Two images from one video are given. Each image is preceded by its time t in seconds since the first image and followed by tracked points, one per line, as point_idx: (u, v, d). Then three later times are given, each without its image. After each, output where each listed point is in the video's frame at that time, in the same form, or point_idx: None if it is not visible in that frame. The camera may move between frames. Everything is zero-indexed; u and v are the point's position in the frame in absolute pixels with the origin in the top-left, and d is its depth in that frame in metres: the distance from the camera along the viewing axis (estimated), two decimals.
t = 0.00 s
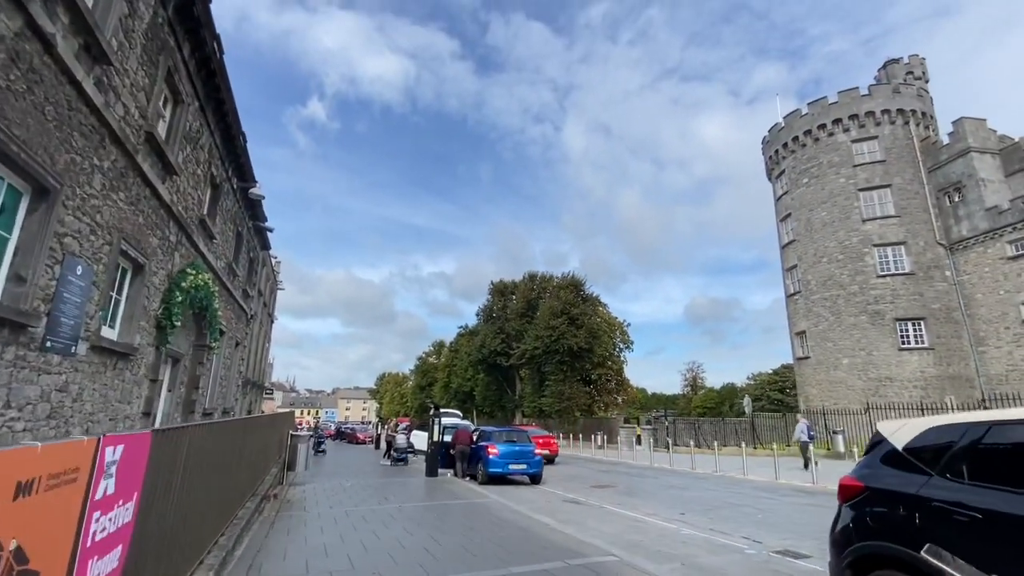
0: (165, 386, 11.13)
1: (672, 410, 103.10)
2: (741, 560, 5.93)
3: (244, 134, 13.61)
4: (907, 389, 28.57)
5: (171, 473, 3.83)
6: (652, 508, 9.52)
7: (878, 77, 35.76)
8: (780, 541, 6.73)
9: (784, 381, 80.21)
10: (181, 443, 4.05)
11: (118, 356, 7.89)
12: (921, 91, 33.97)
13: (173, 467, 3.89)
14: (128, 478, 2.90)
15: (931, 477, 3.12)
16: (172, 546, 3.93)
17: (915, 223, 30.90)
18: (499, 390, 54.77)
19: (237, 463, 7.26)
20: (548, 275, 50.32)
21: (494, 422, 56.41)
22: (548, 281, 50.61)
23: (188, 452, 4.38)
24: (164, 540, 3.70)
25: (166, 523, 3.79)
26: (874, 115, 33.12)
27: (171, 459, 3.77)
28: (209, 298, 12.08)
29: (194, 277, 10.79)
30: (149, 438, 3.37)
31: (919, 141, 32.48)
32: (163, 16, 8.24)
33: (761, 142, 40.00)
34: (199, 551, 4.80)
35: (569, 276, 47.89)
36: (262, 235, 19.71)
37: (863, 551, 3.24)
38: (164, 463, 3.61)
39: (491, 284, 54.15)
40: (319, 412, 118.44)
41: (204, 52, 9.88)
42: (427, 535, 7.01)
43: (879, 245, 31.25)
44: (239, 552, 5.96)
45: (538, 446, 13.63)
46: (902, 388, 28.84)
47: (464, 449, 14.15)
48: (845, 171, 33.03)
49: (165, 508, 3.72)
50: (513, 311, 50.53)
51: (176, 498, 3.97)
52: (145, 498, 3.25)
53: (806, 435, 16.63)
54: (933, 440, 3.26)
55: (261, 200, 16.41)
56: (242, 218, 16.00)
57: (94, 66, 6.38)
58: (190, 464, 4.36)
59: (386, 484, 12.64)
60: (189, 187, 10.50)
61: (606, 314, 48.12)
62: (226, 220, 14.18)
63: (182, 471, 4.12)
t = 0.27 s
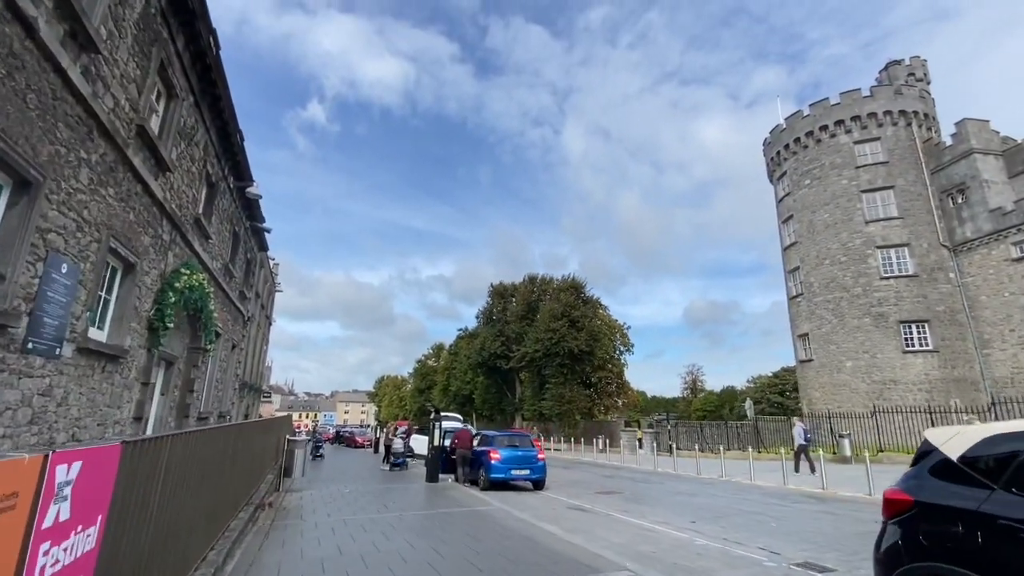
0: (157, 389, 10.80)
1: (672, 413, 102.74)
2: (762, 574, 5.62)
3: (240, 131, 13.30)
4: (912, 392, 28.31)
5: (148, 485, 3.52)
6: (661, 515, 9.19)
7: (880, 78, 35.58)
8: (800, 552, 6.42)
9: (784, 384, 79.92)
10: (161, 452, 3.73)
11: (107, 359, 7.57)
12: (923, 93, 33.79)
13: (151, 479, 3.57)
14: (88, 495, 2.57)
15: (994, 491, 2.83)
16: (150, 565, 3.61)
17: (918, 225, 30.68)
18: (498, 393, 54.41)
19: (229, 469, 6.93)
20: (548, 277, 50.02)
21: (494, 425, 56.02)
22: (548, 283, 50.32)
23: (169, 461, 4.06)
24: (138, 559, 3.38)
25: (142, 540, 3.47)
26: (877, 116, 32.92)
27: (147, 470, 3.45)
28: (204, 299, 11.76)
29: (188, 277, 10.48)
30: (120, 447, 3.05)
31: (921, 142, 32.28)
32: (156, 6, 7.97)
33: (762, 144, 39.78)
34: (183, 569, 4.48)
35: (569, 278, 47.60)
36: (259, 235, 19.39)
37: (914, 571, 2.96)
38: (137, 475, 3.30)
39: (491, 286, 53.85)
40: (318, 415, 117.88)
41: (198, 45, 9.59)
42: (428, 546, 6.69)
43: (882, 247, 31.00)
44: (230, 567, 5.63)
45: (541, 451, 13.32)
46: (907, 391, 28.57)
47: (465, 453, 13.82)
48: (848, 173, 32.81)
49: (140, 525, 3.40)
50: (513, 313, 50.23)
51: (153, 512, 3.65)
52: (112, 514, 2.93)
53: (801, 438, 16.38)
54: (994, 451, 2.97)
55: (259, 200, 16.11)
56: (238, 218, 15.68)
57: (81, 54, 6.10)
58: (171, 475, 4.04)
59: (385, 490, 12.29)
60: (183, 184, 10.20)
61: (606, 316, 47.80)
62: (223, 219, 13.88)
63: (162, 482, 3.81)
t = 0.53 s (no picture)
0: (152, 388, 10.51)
1: (671, 414, 102.46)
2: None
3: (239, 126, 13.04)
4: (917, 393, 28.09)
5: (132, 489, 3.26)
6: (671, 518, 8.94)
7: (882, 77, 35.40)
8: (822, 557, 6.18)
9: (784, 384, 79.74)
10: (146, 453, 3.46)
11: (100, 356, 7.31)
12: (926, 91, 33.61)
13: (134, 482, 3.29)
14: (49, 499, 2.28)
15: None
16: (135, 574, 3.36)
17: (923, 224, 30.47)
18: (499, 394, 54.14)
19: (225, 470, 6.66)
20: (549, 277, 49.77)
21: (494, 426, 55.73)
22: (549, 283, 50.05)
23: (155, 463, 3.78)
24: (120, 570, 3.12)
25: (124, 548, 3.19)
26: (880, 114, 32.72)
27: (129, 473, 3.17)
28: (202, 296, 11.50)
29: (184, 274, 10.21)
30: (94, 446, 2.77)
31: (925, 141, 32.09)
32: None
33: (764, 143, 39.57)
34: None
35: (570, 278, 47.35)
36: (258, 233, 19.12)
37: None
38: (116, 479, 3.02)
39: (491, 286, 53.61)
40: (317, 416, 117.55)
41: (196, 35, 9.34)
42: (433, 550, 6.43)
43: (886, 246, 30.79)
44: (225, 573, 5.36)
45: (546, 452, 13.04)
46: (912, 391, 28.35)
47: (468, 454, 13.58)
48: (851, 172, 32.61)
49: (121, 533, 3.12)
50: (514, 313, 49.95)
51: (138, 518, 3.38)
52: (85, 522, 2.65)
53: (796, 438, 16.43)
54: None
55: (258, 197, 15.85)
56: (237, 215, 15.42)
57: (71, 37, 5.85)
58: (158, 478, 3.76)
59: (387, 492, 12.02)
60: (181, 178, 9.96)
61: (607, 317, 47.54)
62: (221, 216, 13.61)
63: (148, 485, 3.53)
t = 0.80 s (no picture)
0: (145, 387, 10.20)
1: (672, 414, 102.17)
2: None
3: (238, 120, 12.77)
4: (923, 393, 27.85)
5: (107, 499, 3.02)
6: (682, 520, 8.67)
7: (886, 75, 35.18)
8: (844, 563, 5.92)
9: (785, 385, 79.49)
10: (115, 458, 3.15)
11: (91, 353, 7.05)
12: (930, 89, 33.38)
13: (110, 491, 3.06)
14: None
15: None
16: None
17: (928, 222, 30.23)
18: (499, 394, 53.89)
19: (217, 473, 6.37)
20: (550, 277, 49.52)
21: (495, 426, 55.48)
22: (550, 283, 49.80)
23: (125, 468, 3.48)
24: None
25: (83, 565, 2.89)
26: (884, 112, 32.48)
27: (102, 482, 2.94)
28: (199, 293, 11.25)
29: (180, 270, 9.94)
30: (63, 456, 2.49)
31: (929, 138, 31.85)
32: None
33: (767, 141, 39.33)
34: None
35: (571, 278, 47.11)
36: (257, 231, 18.85)
37: None
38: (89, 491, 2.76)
39: (492, 286, 53.40)
40: (317, 416, 117.35)
41: (192, 24, 9.08)
42: (438, 556, 6.16)
43: (891, 245, 30.54)
44: None
45: (551, 453, 12.76)
46: (917, 391, 28.11)
47: (471, 455, 13.31)
48: (855, 170, 32.38)
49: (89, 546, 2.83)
50: (515, 313, 49.71)
51: (114, 533, 3.13)
52: (46, 535, 2.40)
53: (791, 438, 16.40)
54: None
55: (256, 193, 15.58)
56: (235, 212, 15.16)
57: (59, 19, 5.60)
58: (139, 482, 3.49)
59: (388, 493, 11.75)
60: (177, 171, 9.70)
61: (608, 316, 47.29)
62: (218, 212, 13.34)
63: (127, 494, 3.29)
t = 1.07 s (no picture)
0: (139, 386, 9.94)
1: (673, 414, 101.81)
2: None
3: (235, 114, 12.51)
4: (929, 392, 27.56)
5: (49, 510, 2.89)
6: (692, 524, 8.39)
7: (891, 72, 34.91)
8: (867, 570, 5.65)
9: (786, 384, 79.20)
10: (43, 467, 2.85)
11: (81, 351, 6.78)
12: (936, 86, 33.09)
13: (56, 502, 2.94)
14: None
15: None
16: None
17: (934, 220, 29.93)
18: (500, 394, 53.60)
19: (206, 475, 6.09)
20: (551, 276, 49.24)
21: (495, 426, 55.20)
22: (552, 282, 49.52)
23: (79, 476, 3.18)
24: None
25: None
26: (889, 109, 32.19)
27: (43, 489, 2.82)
28: (195, 290, 10.97)
29: (175, 266, 9.66)
30: None
31: (935, 136, 31.56)
32: None
33: (770, 139, 39.06)
34: None
35: (573, 277, 46.80)
36: (255, 228, 18.58)
37: None
38: (5, 501, 2.53)
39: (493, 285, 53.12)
40: (317, 416, 117.08)
41: (187, 13, 8.83)
42: (441, 563, 5.86)
43: (896, 243, 30.25)
44: None
45: (555, 453, 12.46)
46: (924, 391, 27.82)
47: (473, 456, 13.02)
48: (860, 167, 32.09)
49: (5, 568, 2.55)
50: (516, 313, 49.42)
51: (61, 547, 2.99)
52: None
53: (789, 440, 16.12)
54: None
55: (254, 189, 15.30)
56: (232, 208, 14.88)
57: None
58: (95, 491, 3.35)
59: (389, 495, 11.46)
60: (171, 164, 9.43)
61: (610, 316, 47.00)
62: (215, 207, 13.07)
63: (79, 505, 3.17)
